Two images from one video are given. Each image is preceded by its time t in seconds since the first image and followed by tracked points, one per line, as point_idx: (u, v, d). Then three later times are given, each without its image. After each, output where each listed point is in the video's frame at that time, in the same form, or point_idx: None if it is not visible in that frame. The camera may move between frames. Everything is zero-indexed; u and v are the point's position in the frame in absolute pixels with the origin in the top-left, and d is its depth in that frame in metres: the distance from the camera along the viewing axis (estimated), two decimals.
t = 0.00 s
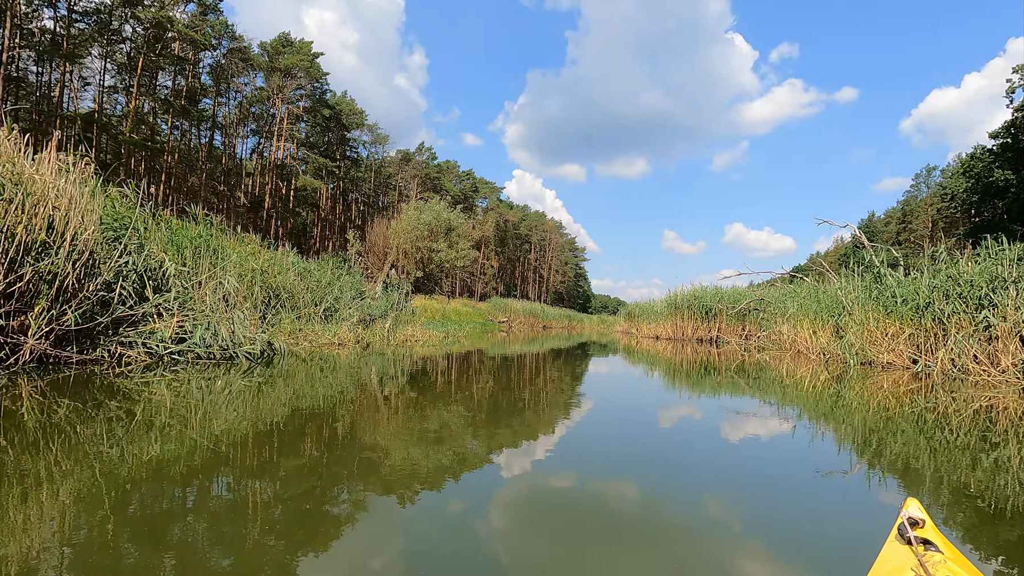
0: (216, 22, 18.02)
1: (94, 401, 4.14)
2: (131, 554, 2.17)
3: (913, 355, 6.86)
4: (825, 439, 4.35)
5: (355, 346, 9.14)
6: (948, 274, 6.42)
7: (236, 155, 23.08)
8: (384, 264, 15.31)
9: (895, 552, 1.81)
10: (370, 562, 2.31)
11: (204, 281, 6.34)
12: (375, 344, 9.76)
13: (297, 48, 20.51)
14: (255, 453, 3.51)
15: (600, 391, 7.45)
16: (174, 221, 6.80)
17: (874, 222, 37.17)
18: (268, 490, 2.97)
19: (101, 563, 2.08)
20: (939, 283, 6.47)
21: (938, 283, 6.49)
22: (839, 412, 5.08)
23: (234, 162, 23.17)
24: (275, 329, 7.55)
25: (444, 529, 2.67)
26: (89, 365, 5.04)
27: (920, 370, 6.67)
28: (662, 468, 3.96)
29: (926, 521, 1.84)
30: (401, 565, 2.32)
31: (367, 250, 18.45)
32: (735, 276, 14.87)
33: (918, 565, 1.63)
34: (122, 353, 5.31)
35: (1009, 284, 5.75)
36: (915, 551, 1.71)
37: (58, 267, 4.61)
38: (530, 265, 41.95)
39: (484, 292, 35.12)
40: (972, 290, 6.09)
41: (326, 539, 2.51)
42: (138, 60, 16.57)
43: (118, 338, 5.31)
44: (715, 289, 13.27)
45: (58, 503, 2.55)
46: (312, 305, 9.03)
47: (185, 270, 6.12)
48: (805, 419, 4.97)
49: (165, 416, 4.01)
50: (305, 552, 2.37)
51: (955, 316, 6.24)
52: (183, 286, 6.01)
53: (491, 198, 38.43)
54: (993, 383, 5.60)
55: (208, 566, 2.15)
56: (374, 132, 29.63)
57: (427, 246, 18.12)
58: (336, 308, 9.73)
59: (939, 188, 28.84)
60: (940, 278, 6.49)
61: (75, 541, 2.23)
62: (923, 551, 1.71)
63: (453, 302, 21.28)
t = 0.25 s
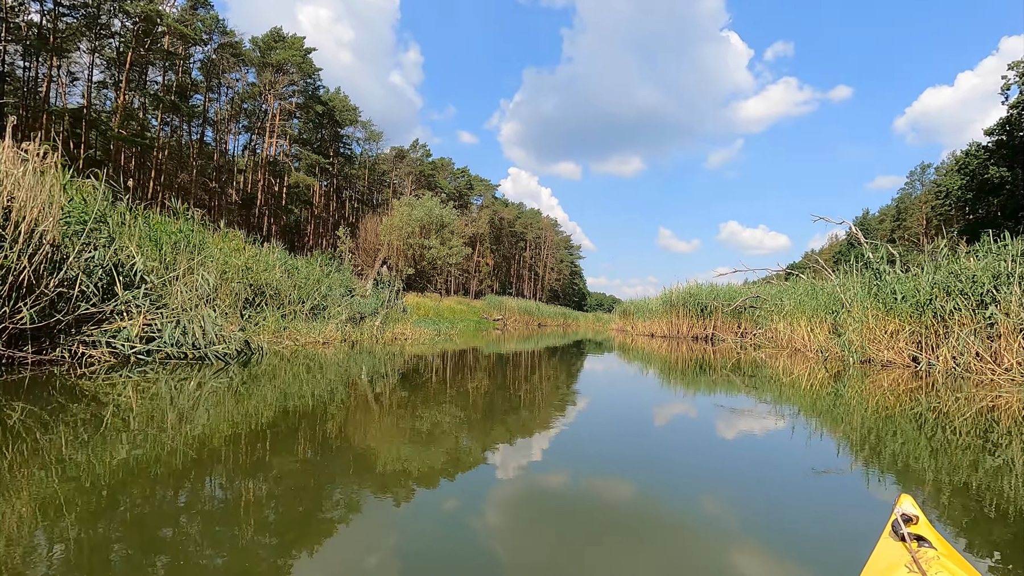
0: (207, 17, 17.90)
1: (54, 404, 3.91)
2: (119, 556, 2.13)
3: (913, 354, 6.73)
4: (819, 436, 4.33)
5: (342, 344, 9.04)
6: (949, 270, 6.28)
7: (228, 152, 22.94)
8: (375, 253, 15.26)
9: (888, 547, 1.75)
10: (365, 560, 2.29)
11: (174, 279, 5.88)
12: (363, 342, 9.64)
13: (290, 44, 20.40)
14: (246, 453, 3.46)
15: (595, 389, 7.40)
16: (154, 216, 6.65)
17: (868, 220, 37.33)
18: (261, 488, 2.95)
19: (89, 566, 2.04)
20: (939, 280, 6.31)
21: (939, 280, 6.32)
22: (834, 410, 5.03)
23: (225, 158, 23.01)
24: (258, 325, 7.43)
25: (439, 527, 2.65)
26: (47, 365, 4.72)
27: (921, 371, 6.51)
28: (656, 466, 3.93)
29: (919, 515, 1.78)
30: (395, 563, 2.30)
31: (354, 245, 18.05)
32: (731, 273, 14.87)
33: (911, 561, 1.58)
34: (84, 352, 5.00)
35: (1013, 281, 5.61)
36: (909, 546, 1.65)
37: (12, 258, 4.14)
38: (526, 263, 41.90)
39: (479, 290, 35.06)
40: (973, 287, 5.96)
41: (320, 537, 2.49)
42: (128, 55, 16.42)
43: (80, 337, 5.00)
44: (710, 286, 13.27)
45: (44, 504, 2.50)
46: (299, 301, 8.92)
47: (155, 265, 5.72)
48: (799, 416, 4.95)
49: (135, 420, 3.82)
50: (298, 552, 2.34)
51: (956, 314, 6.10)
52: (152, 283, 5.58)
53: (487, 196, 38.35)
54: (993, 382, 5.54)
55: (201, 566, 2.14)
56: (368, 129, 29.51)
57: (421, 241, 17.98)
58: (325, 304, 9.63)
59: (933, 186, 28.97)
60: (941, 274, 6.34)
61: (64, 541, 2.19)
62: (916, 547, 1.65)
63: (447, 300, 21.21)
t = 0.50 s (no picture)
0: (198, 9, 17.73)
1: (11, 403, 3.65)
2: (111, 554, 2.10)
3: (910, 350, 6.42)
4: (812, 433, 4.31)
5: (329, 339, 8.95)
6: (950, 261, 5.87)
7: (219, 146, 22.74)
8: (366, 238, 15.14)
9: (884, 533, 1.76)
10: (360, 559, 2.27)
11: (146, 271, 5.71)
12: (352, 337, 9.54)
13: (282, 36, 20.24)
14: (238, 449, 3.42)
15: (591, 386, 7.36)
16: (131, 206, 6.52)
17: (863, 218, 37.45)
18: (254, 485, 2.91)
19: (79, 564, 2.01)
20: (939, 273, 5.88)
21: (942, 272, 5.86)
22: (827, 406, 5.00)
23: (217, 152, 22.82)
24: (239, 321, 7.30)
25: (434, 524, 2.63)
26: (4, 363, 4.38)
27: (916, 369, 6.14)
28: (651, 464, 3.90)
29: (913, 501, 1.80)
30: (391, 560, 2.28)
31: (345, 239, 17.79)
32: (725, 271, 14.87)
33: (907, 545, 1.59)
34: (44, 348, 4.67)
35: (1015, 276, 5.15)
36: (904, 531, 1.66)
37: None
38: (521, 260, 41.82)
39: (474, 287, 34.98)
40: (974, 282, 5.50)
41: (313, 535, 2.46)
42: (117, 46, 16.22)
43: (41, 332, 4.68)
44: (706, 283, 13.25)
45: (33, 501, 2.46)
46: (286, 296, 8.82)
47: (120, 255, 5.51)
48: (792, 413, 4.93)
49: (113, 417, 3.70)
50: (291, 550, 2.32)
51: (954, 309, 5.67)
52: (122, 274, 5.38)
53: (482, 192, 38.23)
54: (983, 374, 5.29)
55: (192, 566, 2.10)
56: (362, 123, 29.36)
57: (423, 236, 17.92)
58: (312, 299, 9.51)
59: (928, 184, 29.07)
60: (943, 266, 5.90)
61: (55, 538, 2.16)
62: (911, 532, 1.66)
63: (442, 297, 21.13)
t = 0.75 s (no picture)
0: None
1: None
2: (92, 547, 2.06)
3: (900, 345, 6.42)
4: (797, 425, 4.34)
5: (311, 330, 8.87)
6: (941, 254, 5.86)
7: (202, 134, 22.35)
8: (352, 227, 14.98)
9: (865, 510, 1.87)
10: (348, 549, 2.26)
11: (114, 258, 5.45)
12: (335, 329, 9.44)
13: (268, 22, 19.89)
14: (221, 441, 3.37)
15: (579, 379, 7.35)
16: (100, 193, 6.32)
17: (849, 213, 37.82)
18: (238, 478, 2.86)
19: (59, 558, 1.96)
20: (929, 267, 5.87)
21: (932, 266, 5.84)
22: (811, 399, 5.03)
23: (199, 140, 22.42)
24: (213, 311, 7.16)
25: (422, 514, 2.63)
26: None
27: (907, 363, 6.13)
28: (638, 455, 3.91)
29: (895, 482, 1.91)
30: (380, 551, 2.28)
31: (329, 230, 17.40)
32: (713, 264, 14.93)
33: (885, 520, 1.70)
34: None
35: (1004, 271, 5.11)
36: (883, 508, 1.77)
37: None
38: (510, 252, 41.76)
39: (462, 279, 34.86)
40: (963, 276, 5.47)
41: (299, 530, 2.42)
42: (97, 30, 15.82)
43: None
44: (693, 277, 13.30)
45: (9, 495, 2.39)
46: (266, 285, 8.70)
47: (78, 240, 5.12)
48: (778, 406, 4.96)
49: (89, 410, 3.61)
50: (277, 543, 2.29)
51: (943, 304, 5.66)
52: (80, 259, 5.06)
53: (471, 184, 38.06)
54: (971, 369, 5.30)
55: (175, 562, 2.06)
56: (349, 113, 29.03)
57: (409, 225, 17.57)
58: (292, 288, 9.36)
59: (914, 180, 29.40)
60: (935, 259, 5.88)
61: (33, 532, 2.11)
62: (890, 509, 1.76)
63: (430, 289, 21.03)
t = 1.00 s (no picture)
0: None
1: None
2: (62, 536, 2.00)
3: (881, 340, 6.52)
4: (774, 417, 4.39)
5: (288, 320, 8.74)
6: (922, 248, 5.94)
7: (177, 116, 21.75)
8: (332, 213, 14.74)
9: (835, 494, 1.94)
10: (327, 538, 2.25)
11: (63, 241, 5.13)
12: (309, 319, 9.27)
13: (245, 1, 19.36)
14: (196, 430, 3.29)
15: (561, 369, 7.36)
16: (59, 171, 6.05)
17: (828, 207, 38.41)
18: (214, 467, 2.81)
19: (28, 549, 1.90)
20: (911, 261, 5.95)
21: (914, 261, 5.92)
22: (788, 391, 5.10)
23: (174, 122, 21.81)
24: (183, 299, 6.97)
25: (403, 503, 2.62)
26: None
27: (886, 358, 6.22)
28: (617, 444, 3.92)
29: (866, 469, 1.98)
30: (360, 539, 2.28)
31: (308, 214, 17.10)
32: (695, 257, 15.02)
33: (853, 503, 1.77)
34: None
35: (982, 266, 5.19)
36: (853, 492, 1.84)
37: None
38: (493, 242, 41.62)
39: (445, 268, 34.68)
40: (943, 271, 5.55)
41: (275, 519, 2.39)
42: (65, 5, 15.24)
43: None
44: (676, 269, 13.37)
45: None
46: (240, 271, 8.50)
47: (23, 224, 4.82)
48: (756, 397, 5.00)
49: (52, 399, 3.49)
50: (254, 533, 2.25)
51: (922, 299, 5.75)
52: (22, 242, 4.73)
53: (455, 172, 37.77)
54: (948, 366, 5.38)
55: (146, 549, 2.01)
56: (330, 97, 28.51)
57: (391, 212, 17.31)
58: (265, 274, 9.16)
59: (892, 176, 29.89)
60: (916, 253, 5.97)
61: None
62: (859, 493, 1.84)
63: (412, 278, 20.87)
